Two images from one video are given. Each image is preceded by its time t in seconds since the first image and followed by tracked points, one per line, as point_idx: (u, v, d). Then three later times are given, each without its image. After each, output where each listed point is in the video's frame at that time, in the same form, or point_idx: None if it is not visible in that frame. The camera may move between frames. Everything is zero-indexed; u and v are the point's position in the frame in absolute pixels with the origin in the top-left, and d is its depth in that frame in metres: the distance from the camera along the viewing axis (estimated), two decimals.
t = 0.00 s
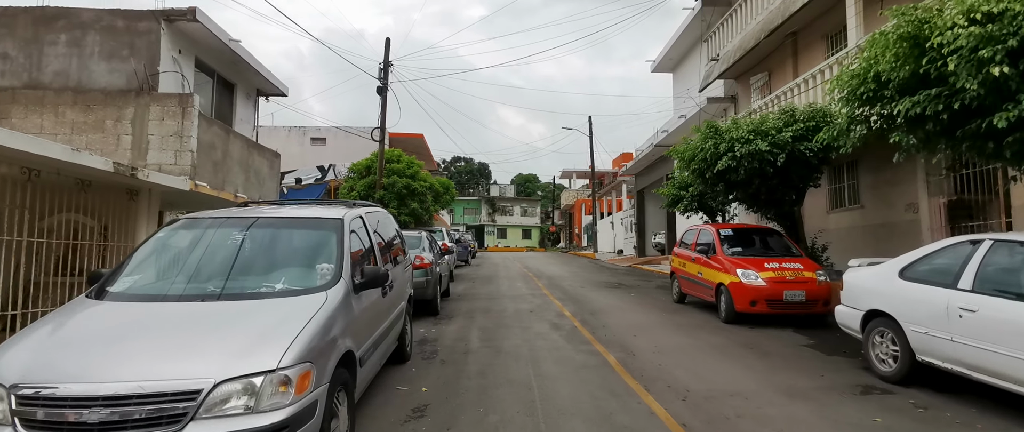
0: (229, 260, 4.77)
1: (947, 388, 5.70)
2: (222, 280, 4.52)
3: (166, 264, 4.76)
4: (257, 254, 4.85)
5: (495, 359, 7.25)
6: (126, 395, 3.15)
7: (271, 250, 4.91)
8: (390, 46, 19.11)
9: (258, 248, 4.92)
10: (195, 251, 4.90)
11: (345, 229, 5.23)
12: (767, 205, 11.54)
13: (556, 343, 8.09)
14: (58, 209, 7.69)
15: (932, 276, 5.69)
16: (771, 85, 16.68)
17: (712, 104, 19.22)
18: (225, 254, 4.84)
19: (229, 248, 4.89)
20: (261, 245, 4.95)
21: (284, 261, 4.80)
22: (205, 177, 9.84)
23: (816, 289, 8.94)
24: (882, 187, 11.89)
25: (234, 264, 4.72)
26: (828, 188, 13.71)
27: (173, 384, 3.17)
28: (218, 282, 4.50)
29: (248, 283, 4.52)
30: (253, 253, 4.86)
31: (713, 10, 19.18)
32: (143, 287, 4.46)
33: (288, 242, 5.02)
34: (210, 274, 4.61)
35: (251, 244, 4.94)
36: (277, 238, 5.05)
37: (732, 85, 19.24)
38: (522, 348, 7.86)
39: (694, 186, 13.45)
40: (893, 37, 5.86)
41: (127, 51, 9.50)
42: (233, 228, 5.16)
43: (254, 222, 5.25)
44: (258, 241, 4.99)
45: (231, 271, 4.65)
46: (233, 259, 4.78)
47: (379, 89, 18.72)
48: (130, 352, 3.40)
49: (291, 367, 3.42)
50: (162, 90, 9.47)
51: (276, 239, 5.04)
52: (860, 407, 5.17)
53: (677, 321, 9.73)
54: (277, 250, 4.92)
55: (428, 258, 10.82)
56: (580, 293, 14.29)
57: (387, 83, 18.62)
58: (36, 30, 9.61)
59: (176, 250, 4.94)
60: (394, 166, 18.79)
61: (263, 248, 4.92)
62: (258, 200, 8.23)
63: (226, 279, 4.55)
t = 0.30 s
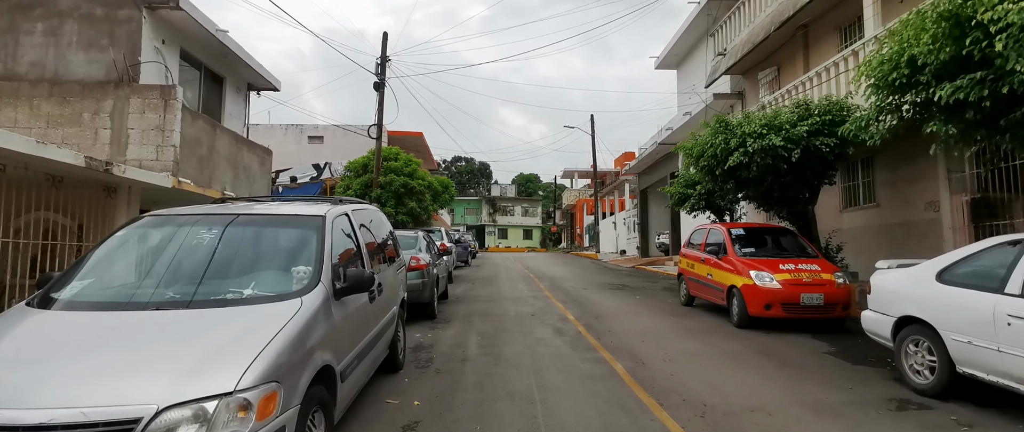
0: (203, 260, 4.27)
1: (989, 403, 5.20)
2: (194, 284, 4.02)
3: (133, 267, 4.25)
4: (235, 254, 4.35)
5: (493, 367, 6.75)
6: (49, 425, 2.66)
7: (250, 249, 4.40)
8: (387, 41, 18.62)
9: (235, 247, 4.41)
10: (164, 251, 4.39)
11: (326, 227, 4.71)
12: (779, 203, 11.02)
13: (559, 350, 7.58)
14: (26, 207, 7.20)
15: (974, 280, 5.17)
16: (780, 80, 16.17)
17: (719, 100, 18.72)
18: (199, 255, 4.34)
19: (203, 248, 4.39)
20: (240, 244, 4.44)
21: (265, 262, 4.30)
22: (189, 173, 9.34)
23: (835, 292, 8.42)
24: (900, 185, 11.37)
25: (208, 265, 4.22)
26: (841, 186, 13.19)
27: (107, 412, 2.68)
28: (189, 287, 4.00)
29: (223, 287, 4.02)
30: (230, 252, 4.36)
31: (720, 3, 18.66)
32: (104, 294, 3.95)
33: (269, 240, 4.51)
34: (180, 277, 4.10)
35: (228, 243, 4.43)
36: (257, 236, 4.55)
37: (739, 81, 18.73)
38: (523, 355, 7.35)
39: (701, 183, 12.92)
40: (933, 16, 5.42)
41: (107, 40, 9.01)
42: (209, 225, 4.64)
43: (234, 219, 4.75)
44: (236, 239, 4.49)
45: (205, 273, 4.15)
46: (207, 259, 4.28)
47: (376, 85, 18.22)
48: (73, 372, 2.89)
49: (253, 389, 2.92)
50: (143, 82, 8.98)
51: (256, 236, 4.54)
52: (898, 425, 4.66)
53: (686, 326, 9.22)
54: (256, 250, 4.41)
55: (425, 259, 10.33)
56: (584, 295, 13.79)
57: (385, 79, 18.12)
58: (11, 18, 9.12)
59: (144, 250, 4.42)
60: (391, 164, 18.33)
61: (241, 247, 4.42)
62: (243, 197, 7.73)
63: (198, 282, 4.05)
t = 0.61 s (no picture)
0: (178, 264, 3.80)
1: None
2: (166, 291, 3.56)
3: (100, 272, 3.80)
4: (213, 257, 3.87)
5: (495, 379, 6.28)
6: None
7: (231, 250, 3.93)
8: (385, 36, 18.15)
9: (214, 248, 3.93)
10: (135, 254, 3.92)
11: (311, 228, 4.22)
12: (794, 203, 10.52)
13: (565, 359, 7.09)
14: None
15: None
16: (791, 76, 15.69)
17: (726, 98, 18.24)
18: (174, 258, 3.87)
19: (179, 250, 3.92)
20: (219, 246, 3.96)
21: (246, 265, 3.83)
22: (175, 172, 8.86)
23: (857, 297, 7.92)
24: (920, 184, 10.88)
25: (183, 269, 3.75)
26: (857, 185, 12.70)
27: None
28: (160, 295, 3.53)
29: (199, 294, 3.55)
30: (208, 254, 3.88)
31: None
32: (64, 304, 3.49)
33: (252, 240, 4.04)
34: (150, 284, 3.64)
35: (206, 244, 3.96)
36: (239, 235, 4.06)
37: (747, 78, 18.24)
38: (527, 365, 6.87)
39: (711, 182, 12.42)
40: None
41: (87, 31, 8.54)
42: (186, 224, 4.17)
43: (214, 218, 4.25)
44: (215, 240, 4.01)
45: (179, 278, 3.68)
46: (182, 263, 3.80)
47: (374, 82, 17.76)
48: (10, 402, 2.44)
49: (206, 424, 2.47)
50: (125, 75, 8.54)
51: (238, 236, 4.06)
52: None
53: (699, 333, 8.72)
54: (237, 251, 3.94)
55: (423, 262, 9.86)
56: (589, 299, 13.29)
57: (383, 76, 17.65)
58: None
59: (113, 253, 3.96)
60: (389, 163, 17.96)
61: (221, 248, 3.94)
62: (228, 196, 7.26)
63: (171, 289, 3.59)
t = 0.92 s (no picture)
0: (143, 269, 3.31)
1: None
2: (127, 302, 3.07)
3: (56, 279, 3.30)
4: (185, 261, 3.37)
5: (497, 393, 5.79)
6: None
7: (205, 254, 3.42)
8: (384, 32, 17.69)
9: (186, 249, 3.44)
10: (96, 259, 3.42)
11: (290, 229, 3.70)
12: (810, 203, 10.03)
13: (572, 371, 6.60)
14: None
15: None
16: (802, 72, 15.19)
17: (734, 95, 17.73)
18: (140, 263, 3.37)
19: (145, 252, 3.42)
20: (194, 249, 3.44)
21: (221, 269, 3.32)
22: (159, 170, 8.39)
23: (883, 303, 7.44)
24: (941, 182, 10.40)
25: (148, 275, 3.26)
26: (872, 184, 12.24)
27: None
28: (120, 307, 3.05)
29: (165, 307, 3.05)
30: (178, 257, 3.38)
31: None
32: (10, 318, 3.00)
33: (229, 242, 3.51)
34: (111, 293, 3.16)
35: (176, 245, 3.45)
36: (214, 235, 3.55)
37: (755, 75, 17.78)
38: (531, 378, 6.38)
39: (721, 180, 11.91)
40: None
41: (65, 21, 8.07)
42: (157, 223, 3.66)
43: (189, 218, 3.73)
44: (187, 240, 3.51)
45: (144, 286, 3.19)
46: (148, 268, 3.31)
47: (373, 79, 17.28)
48: None
49: None
50: (106, 67, 8.08)
51: (214, 237, 3.54)
52: None
53: (713, 341, 8.23)
54: (212, 253, 3.44)
55: (421, 265, 9.39)
56: (594, 303, 12.79)
57: (381, 73, 17.19)
58: None
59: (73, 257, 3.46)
60: (388, 163, 17.46)
61: (193, 251, 3.44)
62: (211, 194, 6.78)
63: (133, 300, 3.10)
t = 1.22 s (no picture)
0: (87, 271, 2.77)
1: None
2: (64, 312, 2.53)
3: None
4: (143, 262, 2.81)
5: (493, 407, 5.28)
6: None
7: (167, 255, 2.85)
8: (381, 27, 17.23)
9: (140, 248, 2.89)
10: (38, 258, 2.86)
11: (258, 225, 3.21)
12: (825, 201, 9.53)
13: (575, 382, 6.09)
14: None
15: None
16: (813, 66, 14.71)
17: (741, 91, 17.23)
18: (88, 264, 2.81)
19: (94, 251, 2.88)
20: (155, 249, 2.88)
21: (181, 271, 2.78)
22: (137, 165, 7.93)
23: (909, 308, 6.95)
24: (963, 179, 9.90)
25: (94, 278, 2.72)
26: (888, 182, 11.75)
27: None
28: (54, 316, 2.52)
29: (112, 320, 2.50)
30: (129, 257, 2.83)
31: None
32: None
33: (196, 243, 2.93)
34: (50, 299, 2.62)
35: (129, 244, 2.90)
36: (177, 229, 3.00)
37: (763, 70, 17.28)
38: (531, 389, 5.89)
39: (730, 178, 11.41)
40: None
41: (37, 8, 7.55)
42: (115, 219, 3.08)
43: (153, 213, 3.15)
44: (143, 236, 2.96)
45: (88, 290, 2.66)
46: (95, 268, 2.78)
47: (369, 74, 16.81)
48: None
49: None
50: (80, 56, 7.63)
51: (180, 236, 2.97)
52: None
53: (726, 347, 7.73)
54: (176, 253, 2.87)
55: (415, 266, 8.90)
56: (598, 306, 12.30)
57: (379, 68, 16.72)
58: None
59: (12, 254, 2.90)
60: (386, 160, 16.96)
61: (150, 249, 2.90)
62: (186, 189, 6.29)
63: (72, 307, 2.57)
